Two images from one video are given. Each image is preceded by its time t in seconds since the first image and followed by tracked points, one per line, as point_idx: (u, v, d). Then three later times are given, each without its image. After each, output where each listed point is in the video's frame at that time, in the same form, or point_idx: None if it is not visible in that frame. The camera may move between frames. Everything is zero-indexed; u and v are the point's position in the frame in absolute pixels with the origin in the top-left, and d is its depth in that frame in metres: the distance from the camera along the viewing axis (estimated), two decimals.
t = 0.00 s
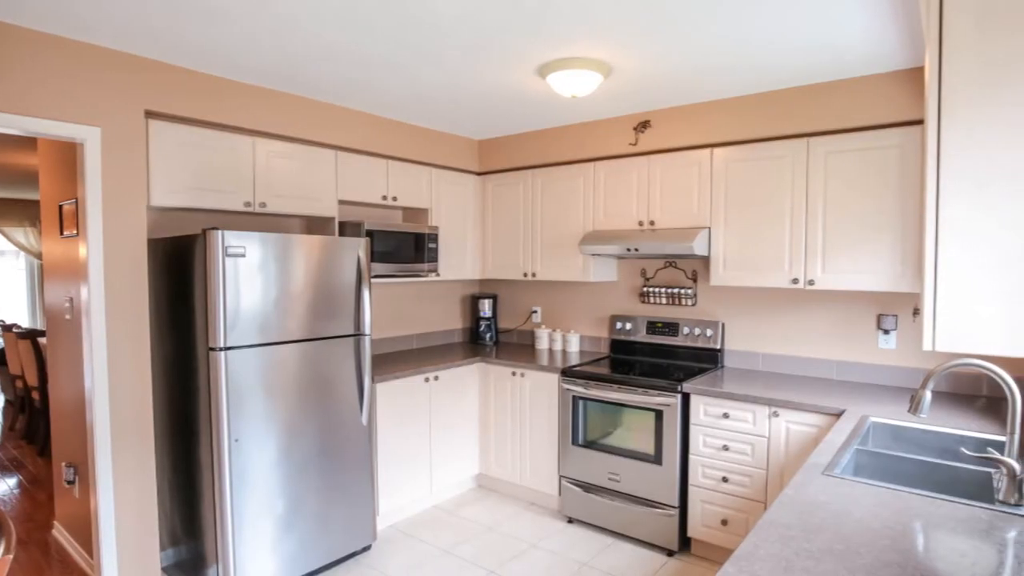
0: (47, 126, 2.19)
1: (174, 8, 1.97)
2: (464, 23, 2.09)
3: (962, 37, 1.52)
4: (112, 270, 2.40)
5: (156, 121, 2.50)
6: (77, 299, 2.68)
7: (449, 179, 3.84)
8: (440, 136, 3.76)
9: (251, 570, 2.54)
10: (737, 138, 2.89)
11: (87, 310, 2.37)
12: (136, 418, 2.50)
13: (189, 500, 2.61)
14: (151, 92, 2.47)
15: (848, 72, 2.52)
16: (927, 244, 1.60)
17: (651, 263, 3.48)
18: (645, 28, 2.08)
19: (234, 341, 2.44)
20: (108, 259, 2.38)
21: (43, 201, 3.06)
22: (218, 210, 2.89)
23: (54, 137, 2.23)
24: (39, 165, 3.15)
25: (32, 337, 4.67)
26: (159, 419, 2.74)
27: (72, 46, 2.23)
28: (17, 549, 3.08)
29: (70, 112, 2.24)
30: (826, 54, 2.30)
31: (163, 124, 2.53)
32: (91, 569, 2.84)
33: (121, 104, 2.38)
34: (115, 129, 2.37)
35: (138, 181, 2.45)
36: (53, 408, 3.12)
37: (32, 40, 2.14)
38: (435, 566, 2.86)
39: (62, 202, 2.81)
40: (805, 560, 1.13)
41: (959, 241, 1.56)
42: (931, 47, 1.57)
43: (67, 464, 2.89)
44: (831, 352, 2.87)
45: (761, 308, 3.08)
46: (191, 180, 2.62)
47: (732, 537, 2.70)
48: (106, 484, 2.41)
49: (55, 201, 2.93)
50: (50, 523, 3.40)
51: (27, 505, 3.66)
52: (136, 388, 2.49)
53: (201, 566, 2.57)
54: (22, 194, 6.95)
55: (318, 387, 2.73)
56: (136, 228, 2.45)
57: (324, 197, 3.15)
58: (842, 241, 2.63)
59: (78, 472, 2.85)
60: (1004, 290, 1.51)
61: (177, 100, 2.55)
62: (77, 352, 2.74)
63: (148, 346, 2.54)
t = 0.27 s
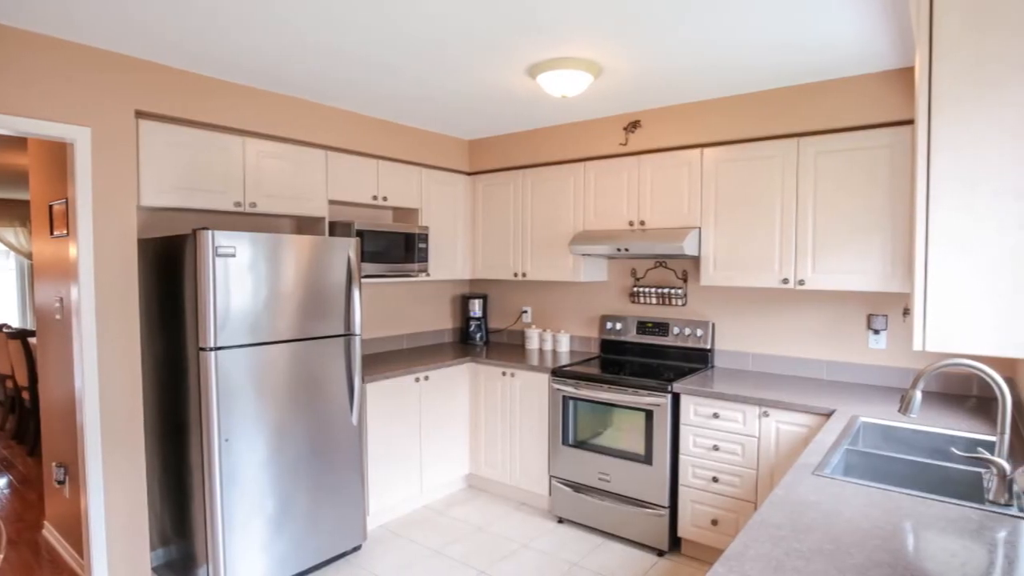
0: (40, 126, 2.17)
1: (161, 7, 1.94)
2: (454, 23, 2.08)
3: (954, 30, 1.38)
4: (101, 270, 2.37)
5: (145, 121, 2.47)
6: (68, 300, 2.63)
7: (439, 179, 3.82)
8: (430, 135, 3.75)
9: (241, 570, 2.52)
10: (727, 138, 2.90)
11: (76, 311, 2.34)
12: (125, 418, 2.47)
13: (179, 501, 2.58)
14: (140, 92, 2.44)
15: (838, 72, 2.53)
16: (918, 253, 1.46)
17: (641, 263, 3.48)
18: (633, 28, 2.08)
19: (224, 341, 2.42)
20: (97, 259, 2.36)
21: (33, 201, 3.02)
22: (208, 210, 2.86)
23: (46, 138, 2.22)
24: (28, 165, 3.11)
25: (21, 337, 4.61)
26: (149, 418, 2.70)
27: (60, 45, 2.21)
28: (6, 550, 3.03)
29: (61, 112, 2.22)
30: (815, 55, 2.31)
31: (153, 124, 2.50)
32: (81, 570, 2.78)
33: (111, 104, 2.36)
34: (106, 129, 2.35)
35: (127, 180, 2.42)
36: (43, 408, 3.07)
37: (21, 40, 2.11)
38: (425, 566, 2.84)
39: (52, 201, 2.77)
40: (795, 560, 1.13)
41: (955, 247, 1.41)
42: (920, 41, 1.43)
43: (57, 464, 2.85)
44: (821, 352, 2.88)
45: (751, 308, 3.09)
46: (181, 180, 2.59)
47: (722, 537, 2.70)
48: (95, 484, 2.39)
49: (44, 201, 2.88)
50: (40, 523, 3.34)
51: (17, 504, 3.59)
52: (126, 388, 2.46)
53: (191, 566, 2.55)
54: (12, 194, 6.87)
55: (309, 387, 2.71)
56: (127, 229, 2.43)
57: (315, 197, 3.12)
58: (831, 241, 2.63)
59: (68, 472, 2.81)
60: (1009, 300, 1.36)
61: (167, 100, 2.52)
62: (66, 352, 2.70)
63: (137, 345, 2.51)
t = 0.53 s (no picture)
0: (30, 126, 2.17)
1: (149, 6, 1.93)
2: (445, 23, 2.07)
3: (944, 28, 1.30)
4: (92, 269, 2.36)
5: (135, 121, 2.46)
6: (58, 300, 2.58)
7: (429, 179, 3.80)
8: (421, 135, 3.73)
9: (231, 570, 2.49)
10: (717, 138, 2.91)
11: (66, 310, 2.34)
12: (116, 417, 2.46)
13: (170, 500, 2.56)
14: (131, 92, 2.43)
15: (829, 72, 2.53)
16: (910, 258, 1.36)
17: (631, 263, 3.48)
18: (624, 27, 2.07)
19: (215, 341, 2.39)
20: (88, 259, 2.35)
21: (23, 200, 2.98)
22: (198, 210, 2.83)
23: (36, 138, 2.21)
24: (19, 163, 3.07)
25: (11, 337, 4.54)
26: (138, 418, 2.68)
27: (50, 45, 2.20)
28: None
29: (53, 112, 2.22)
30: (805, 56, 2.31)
31: (144, 124, 2.49)
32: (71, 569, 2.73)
33: (101, 104, 2.35)
34: (97, 129, 2.35)
35: (118, 180, 2.42)
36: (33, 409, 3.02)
37: (11, 40, 2.11)
38: (415, 567, 2.82)
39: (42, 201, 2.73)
40: (785, 560, 1.13)
41: (949, 250, 1.31)
42: (911, 37, 1.34)
43: (47, 464, 2.81)
44: (811, 352, 2.89)
45: (740, 308, 3.10)
46: (172, 180, 2.58)
47: (712, 537, 2.71)
48: (86, 484, 2.38)
49: (34, 201, 2.84)
50: (30, 523, 3.28)
51: (8, 505, 3.53)
52: (116, 388, 2.46)
53: (182, 566, 2.53)
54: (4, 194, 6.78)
55: (299, 387, 2.68)
56: (118, 229, 2.43)
57: (305, 197, 3.10)
58: (821, 242, 2.64)
59: (59, 471, 2.77)
60: (1008, 308, 1.26)
61: (157, 99, 2.51)
62: (56, 353, 2.67)
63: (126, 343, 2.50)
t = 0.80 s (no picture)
0: (19, 126, 2.14)
1: (140, 5, 1.90)
2: (437, 24, 2.06)
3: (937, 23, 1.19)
4: (82, 269, 2.33)
5: (126, 121, 2.44)
6: (49, 300, 2.55)
7: (419, 179, 3.77)
8: (412, 135, 3.71)
9: (221, 570, 2.47)
10: (707, 138, 2.91)
11: (57, 311, 2.31)
12: (106, 418, 2.43)
13: (160, 501, 2.53)
14: (121, 92, 2.41)
15: (820, 72, 2.54)
16: (898, 261, 1.24)
17: (621, 263, 3.48)
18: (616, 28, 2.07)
19: (205, 341, 2.37)
20: (79, 259, 2.32)
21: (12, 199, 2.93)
22: (188, 210, 2.80)
23: (25, 138, 2.18)
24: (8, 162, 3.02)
25: None
26: (129, 418, 2.65)
27: (39, 45, 2.18)
28: None
29: (42, 112, 2.19)
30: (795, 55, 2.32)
31: (134, 124, 2.47)
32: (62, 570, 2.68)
33: (92, 104, 2.33)
34: (89, 130, 2.32)
35: (108, 180, 2.40)
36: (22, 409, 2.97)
37: None
38: (406, 567, 2.80)
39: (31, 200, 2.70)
40: (776, 560, 1.13)
41: (943, 251, 1.20)
42: (900, 32, 1.23)
43: (37, 464, 2.77)
44: (802, 352, 2.90)
45: (731, 309, 3.11)
46: (163, 180, 2.56)
47: (702, 537, 2.71)
48: (75, 484, 2.35)
49: (24, 201, 2.78)
50: (20, 523, 3.23)
51: None
52: (107, 389, 2.43)
53: (172, 566, 2.50)
54: None
55: (289, 387, 2.65)
56: (108, 229, 2.41)
57: (295, 196, 3.08)
58: (811, 242, 2.65)
59: (49, 471, 2.72)
60: (1001, 314, 1.16)
61: (147, 99, 2.49)
62: (46, 353, 2.63)
63: (117, 343, 2.47)
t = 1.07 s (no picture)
0: (8, 126, 2.12)
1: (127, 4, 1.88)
2: (428, 23, 2.04)
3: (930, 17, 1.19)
4: (74, 269, 2.33)
5: (117, 121, 2.42)
6: (40, 300, 2.52)
7: (411, 179, 3.76)
8: (403, 134, 3.69)
9: (212, 571, 2.45)
10: (699, 138, 2.91)
11: (48, 311, 2.30)
12: (97, 419, 2.43)
13: (150, 501, 2.51)
14: (111, 92, 2.39)
15: (812, 71, 2.54)
16: (889, 262, 1.25)
17: (612, 263, 3.48)
18: (607, 27, 2.06)
19: (197, 341, 2.35)
20: (70, 260, 2.31)
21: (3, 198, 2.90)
22: (179, 210, 2.78)
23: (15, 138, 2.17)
24: None
25: None
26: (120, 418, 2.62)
27: (29, 45, 2.16)
28: None
29: (32, 112, 2.17)
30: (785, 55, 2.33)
31: (125, 124, 2.45)
32: (54, 570, 2.65)
33: (82, 104, 2.31)
34: (79, 130, 2.31)
35: (99, 180, 2.38)
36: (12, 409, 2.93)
37: None
38: (397, 567, 2.79)
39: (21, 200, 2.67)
40: (767, 560, 1.13)
41: (929, 253, 1.20)
42: (892, 30, 1.24)
43: (28, 464, 2.73)
44: (793, 352, 2.91)
45: (722, 308, 3.12)
46: (153, 179, 2.54)
47: (693, 537, 2.71)
48: (66, 484, 2.34)
49: (15, 200, 2.75)
50: (11, 523, 3.18)
51: None
52: (99, 389, 2.43)
53: (163, 566, 2.48)
54: None
55: (281, 386, 2.63)
56: (99, 229, 2.39)
57: (286, 196, 3.05)
58: (803, 242, 2.65)
59: (40, 471, 2.69)
60: (992, 315, 1.16)
61: (138, 99, 2.47)
62: (36, 354, 2.60)
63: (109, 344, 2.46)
